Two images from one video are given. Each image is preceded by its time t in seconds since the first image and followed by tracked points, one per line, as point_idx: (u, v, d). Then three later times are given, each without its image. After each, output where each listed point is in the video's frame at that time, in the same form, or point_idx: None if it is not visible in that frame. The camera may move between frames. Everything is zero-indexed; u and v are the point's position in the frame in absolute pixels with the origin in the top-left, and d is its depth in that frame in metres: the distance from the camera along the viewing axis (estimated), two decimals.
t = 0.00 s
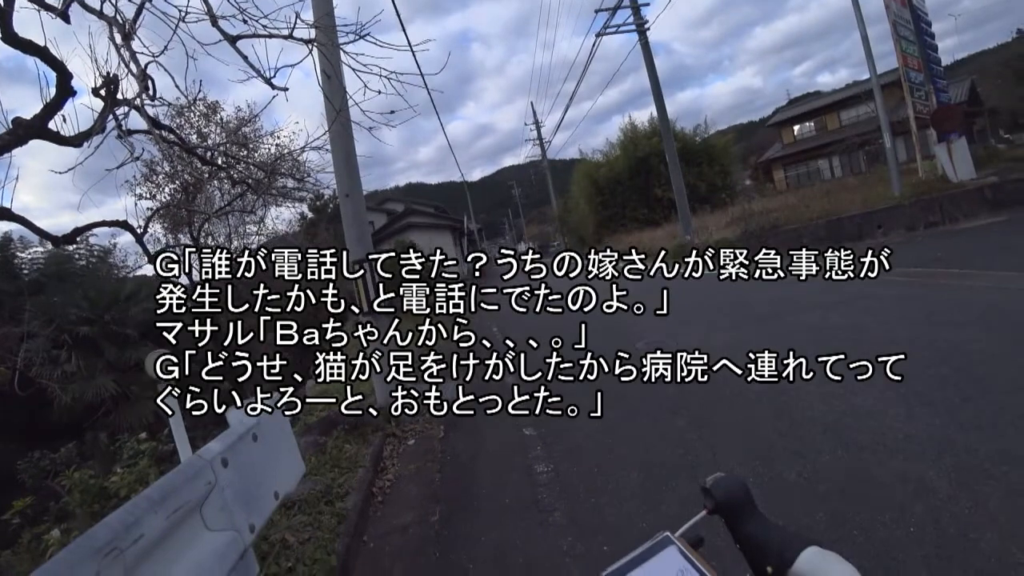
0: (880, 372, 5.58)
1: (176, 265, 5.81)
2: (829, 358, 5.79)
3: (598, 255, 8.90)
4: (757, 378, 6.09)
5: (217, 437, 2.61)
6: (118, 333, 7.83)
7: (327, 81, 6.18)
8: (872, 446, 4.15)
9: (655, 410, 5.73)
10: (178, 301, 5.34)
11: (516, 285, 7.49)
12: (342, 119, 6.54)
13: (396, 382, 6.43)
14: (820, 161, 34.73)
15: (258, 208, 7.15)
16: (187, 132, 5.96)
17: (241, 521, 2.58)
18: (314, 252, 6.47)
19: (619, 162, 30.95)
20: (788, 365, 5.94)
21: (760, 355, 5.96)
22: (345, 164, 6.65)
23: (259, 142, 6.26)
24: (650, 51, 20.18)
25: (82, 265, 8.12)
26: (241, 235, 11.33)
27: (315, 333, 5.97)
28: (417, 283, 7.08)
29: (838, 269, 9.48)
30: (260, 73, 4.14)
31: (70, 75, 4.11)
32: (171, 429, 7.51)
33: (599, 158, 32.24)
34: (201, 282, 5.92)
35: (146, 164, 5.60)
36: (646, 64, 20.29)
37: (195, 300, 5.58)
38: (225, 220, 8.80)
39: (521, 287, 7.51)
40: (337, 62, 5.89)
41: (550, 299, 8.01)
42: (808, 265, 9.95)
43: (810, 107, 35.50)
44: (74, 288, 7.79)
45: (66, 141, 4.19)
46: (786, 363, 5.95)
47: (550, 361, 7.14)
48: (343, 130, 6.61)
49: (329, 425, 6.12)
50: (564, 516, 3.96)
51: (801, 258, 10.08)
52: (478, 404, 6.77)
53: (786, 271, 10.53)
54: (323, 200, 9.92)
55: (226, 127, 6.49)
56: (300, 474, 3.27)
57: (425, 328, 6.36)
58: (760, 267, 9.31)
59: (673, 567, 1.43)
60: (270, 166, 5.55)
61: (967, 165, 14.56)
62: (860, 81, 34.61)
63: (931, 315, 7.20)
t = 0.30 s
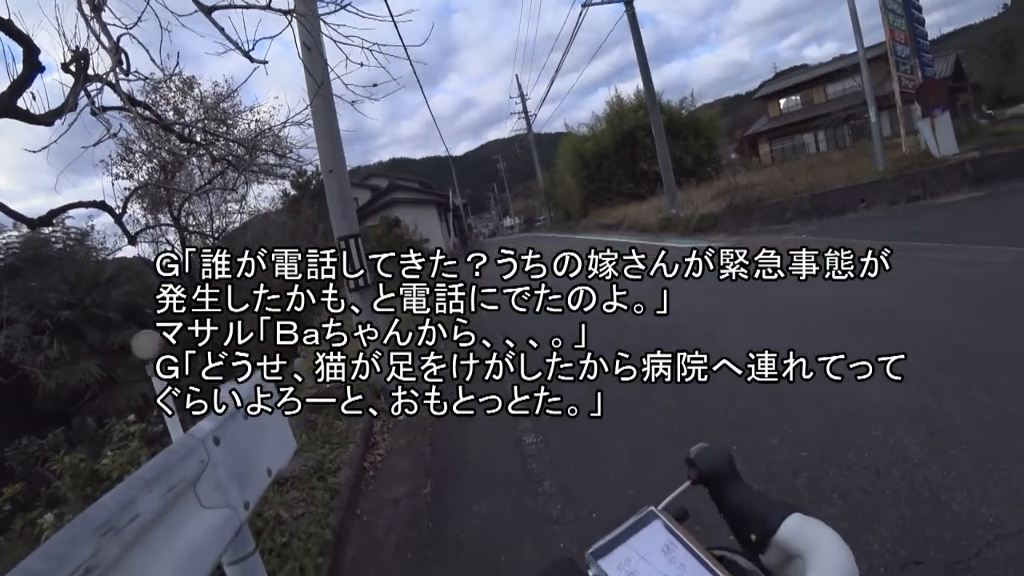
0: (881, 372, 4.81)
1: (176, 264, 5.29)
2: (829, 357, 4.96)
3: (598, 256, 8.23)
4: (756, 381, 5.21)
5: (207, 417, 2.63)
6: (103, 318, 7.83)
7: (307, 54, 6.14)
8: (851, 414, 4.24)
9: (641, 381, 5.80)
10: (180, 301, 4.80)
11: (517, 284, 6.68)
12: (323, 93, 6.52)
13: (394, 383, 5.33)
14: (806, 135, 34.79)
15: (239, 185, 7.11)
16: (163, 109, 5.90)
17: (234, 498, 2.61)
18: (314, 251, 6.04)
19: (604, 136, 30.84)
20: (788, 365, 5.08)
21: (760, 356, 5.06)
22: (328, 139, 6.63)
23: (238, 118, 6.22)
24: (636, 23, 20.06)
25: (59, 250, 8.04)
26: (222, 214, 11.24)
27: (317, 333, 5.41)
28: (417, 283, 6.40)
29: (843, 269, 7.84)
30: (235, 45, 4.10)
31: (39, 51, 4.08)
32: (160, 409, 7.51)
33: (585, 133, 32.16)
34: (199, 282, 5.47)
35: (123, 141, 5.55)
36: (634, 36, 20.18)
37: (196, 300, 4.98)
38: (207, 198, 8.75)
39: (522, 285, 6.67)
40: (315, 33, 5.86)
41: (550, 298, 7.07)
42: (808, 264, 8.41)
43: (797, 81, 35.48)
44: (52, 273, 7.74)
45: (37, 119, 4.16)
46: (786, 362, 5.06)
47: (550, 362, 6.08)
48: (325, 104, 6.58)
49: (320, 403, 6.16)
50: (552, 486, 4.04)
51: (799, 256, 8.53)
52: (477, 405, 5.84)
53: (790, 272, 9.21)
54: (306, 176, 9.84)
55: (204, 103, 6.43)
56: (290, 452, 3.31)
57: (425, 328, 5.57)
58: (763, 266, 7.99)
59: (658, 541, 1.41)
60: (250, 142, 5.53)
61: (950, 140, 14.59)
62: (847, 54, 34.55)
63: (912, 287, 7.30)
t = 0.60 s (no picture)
0: (880, 371, 4.74)
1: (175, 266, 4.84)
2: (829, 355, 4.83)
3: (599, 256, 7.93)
4: (755, 381, 5.00)
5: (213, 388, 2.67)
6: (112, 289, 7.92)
7: (318, 28, 6.13)
8: (852, 406, 4.26)
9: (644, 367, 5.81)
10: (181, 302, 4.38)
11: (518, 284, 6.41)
12: (334, 68, 6.50)
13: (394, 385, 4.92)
14: (820, 126, 34.55)
15: (246, 159, 7.10)
16: (172, 81, 5.89)
17: (239, 469, 2.65)
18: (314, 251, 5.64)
19: (616, 120, 30.67)
20: (788, 365, 4.90)
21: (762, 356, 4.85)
22: (337, 114, 6.63)
23: (247, 92, 6.21)
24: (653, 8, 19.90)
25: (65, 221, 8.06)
26: (229, 188, 11.25)
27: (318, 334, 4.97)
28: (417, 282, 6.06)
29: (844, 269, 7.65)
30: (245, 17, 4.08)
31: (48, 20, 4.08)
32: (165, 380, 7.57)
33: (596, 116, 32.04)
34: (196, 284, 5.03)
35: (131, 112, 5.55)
36: (649, 20, 20.05)
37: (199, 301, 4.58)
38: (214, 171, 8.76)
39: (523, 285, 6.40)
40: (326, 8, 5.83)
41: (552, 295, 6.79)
42: (808, 265, 8.15)
43: (814, 70, 35.16)
44: (60, 243, 7.83)
45: (45, 89, 4.16)
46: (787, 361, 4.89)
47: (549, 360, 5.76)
48: (335, 79, 6.57)
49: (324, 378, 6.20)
50: (551, 467, 4.07)
51: (799, 256, 8.28)
52: (477, 405, 5.41)
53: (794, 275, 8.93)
54: (314, 152, 9.83)
55: (213, 76, 6.42)
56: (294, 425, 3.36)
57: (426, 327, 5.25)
58: (766, 267, 7.72)
59: (668, 523, 1.43)
60: (259, 116, 5.52)
61: (967, 134, 14.40)
62: (866, 45, 34.17)
63: (920, 283, 7.28)
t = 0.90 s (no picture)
0: (880, 372, 4.94)
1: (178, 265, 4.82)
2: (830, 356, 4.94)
3: (598, 254, 7.68)
4: (755, 381, 5.06)
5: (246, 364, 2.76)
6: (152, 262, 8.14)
7: (358, 12, 6.19)
8: (885, 413, 4.23)
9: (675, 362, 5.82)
10: (177, 302, 4.28)
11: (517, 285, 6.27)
12: (371, 52, 6.57)
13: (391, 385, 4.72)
14: (865, 121, 33.87)
15: (283, 141, 7.20)
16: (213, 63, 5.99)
17: (270, 443, 2.74)
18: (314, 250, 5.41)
19: (653, 110, 30.41)
20: (789, 365, 5.00)
21: (761, 356, 4.88)
22: (373, 98, 6.70)
23: (286, 75, 6.30)
24: None
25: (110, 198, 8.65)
26: (266, 168, 11.42)
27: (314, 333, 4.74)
28: (417, 282, 5.91)
29: (844, 268, 7.89)
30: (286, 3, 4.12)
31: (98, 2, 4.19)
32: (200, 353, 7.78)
33: (633, 105, 31.82)
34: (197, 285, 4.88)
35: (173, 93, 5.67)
36: (693, 9, 19.81)
37: (196, 300, 4.44)
38: (252, 152, 8.90)
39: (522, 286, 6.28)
40: None
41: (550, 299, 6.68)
42: (808, 265, 8.30)
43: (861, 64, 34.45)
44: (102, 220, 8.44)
45: (93, 69, 4.28)
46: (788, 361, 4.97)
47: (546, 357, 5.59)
48: (372, 63, 6.64)
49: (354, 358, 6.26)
50: (575, 456, 4.12)
51: (800, 257, 8.38)
52: (478, 405, 5.20)
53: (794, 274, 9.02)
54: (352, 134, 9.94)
55: (253, 57, 6.51)
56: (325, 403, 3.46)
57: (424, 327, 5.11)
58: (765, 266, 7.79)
59: (703, 517, 1.46)
60: (297, 98, 5.61)
61: None
62: (917, 39, 33.31)
63: (964, 289, 7.16)
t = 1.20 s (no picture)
0: (882, 372, 5.10)
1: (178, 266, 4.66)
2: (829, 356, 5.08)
3: (597, 254, 7.62)
4: (755, 380, 5.14)
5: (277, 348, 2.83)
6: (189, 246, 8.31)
7: (393, 3, 6.24)
8: (920, 422, 4.19)
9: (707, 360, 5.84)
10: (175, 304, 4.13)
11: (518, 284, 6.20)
12: (405, 43, 6.62)
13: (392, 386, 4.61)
14: (909, 118, 33.17)
15: (318, 130, 7.30)
16: (251, 52, 6.07)
17: (298, 425, 2.82)
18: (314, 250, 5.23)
19: (689, 103, 30.12)
20: (789, 365, 5.12)
21: (761, 356, 4.95)
22: (406, 88, 6.75)
23: (321, 64, 6.37)
24: None
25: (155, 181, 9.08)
26: (301, 157, 11.56)
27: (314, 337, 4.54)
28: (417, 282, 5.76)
29: (844, 269, 7.62)
30: None
31: None
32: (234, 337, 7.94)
33: (668, 98, 31.58)
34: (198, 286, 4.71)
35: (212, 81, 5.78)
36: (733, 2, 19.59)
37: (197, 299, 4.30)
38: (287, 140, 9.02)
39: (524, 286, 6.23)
40: None
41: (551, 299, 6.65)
42: (808, 265, 8.16)
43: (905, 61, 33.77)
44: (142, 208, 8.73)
45: (136, 58, 4.38)
46: (786, 361, 5.08)
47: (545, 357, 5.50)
48: (406, 54, 6.69)
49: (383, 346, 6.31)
50: (598, 451, 4.15)
51: (799, 256, 8.22)
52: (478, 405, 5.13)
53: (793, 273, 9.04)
54: (386, 123, 10.01)
55: (290, 47, 6.59)
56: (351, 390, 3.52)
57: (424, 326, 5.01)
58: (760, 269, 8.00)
59: (733, 517, 1.49)
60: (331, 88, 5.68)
61: None
62: (965, 36, 32.54)
63: (1010, 295, 7.00)
